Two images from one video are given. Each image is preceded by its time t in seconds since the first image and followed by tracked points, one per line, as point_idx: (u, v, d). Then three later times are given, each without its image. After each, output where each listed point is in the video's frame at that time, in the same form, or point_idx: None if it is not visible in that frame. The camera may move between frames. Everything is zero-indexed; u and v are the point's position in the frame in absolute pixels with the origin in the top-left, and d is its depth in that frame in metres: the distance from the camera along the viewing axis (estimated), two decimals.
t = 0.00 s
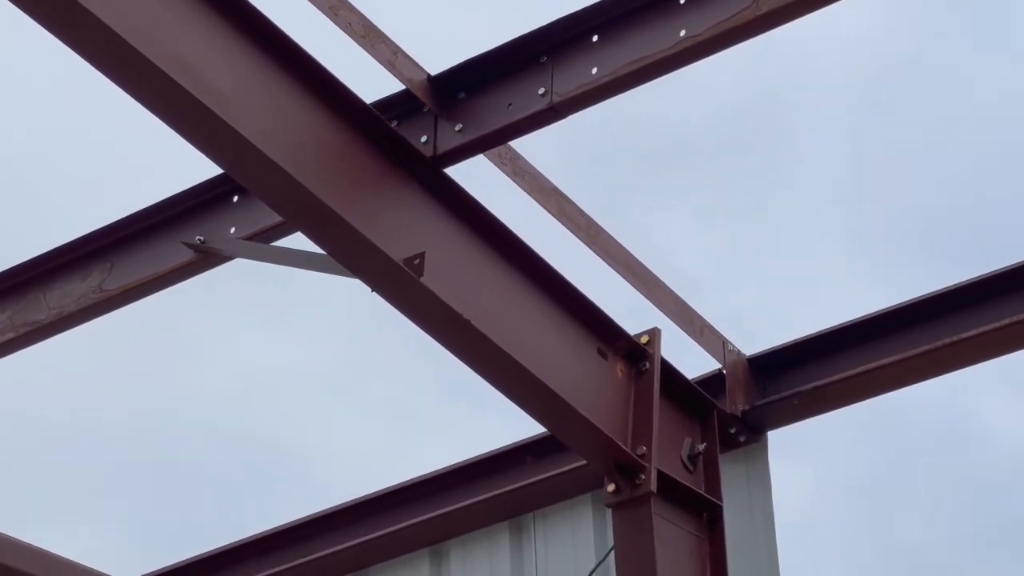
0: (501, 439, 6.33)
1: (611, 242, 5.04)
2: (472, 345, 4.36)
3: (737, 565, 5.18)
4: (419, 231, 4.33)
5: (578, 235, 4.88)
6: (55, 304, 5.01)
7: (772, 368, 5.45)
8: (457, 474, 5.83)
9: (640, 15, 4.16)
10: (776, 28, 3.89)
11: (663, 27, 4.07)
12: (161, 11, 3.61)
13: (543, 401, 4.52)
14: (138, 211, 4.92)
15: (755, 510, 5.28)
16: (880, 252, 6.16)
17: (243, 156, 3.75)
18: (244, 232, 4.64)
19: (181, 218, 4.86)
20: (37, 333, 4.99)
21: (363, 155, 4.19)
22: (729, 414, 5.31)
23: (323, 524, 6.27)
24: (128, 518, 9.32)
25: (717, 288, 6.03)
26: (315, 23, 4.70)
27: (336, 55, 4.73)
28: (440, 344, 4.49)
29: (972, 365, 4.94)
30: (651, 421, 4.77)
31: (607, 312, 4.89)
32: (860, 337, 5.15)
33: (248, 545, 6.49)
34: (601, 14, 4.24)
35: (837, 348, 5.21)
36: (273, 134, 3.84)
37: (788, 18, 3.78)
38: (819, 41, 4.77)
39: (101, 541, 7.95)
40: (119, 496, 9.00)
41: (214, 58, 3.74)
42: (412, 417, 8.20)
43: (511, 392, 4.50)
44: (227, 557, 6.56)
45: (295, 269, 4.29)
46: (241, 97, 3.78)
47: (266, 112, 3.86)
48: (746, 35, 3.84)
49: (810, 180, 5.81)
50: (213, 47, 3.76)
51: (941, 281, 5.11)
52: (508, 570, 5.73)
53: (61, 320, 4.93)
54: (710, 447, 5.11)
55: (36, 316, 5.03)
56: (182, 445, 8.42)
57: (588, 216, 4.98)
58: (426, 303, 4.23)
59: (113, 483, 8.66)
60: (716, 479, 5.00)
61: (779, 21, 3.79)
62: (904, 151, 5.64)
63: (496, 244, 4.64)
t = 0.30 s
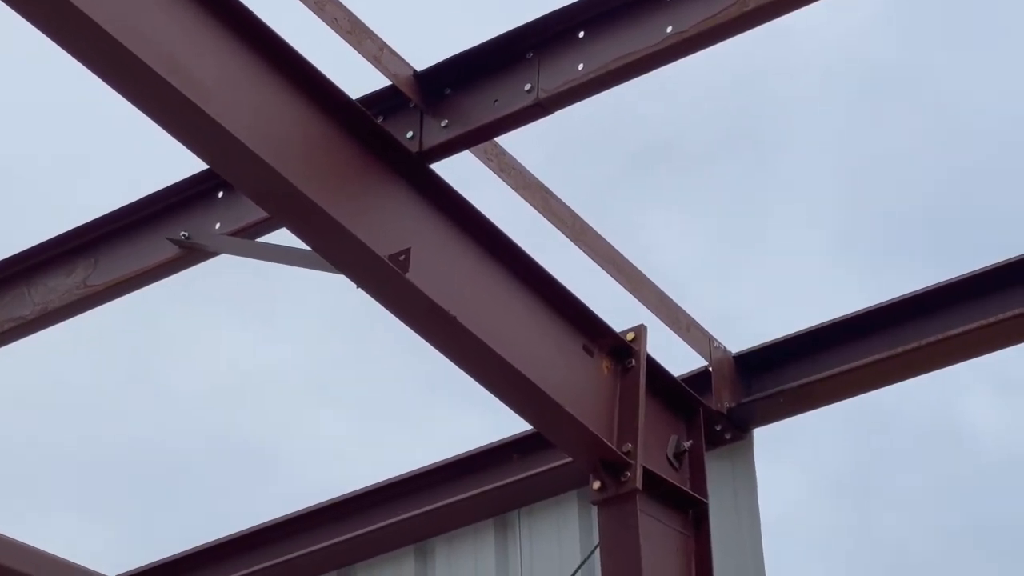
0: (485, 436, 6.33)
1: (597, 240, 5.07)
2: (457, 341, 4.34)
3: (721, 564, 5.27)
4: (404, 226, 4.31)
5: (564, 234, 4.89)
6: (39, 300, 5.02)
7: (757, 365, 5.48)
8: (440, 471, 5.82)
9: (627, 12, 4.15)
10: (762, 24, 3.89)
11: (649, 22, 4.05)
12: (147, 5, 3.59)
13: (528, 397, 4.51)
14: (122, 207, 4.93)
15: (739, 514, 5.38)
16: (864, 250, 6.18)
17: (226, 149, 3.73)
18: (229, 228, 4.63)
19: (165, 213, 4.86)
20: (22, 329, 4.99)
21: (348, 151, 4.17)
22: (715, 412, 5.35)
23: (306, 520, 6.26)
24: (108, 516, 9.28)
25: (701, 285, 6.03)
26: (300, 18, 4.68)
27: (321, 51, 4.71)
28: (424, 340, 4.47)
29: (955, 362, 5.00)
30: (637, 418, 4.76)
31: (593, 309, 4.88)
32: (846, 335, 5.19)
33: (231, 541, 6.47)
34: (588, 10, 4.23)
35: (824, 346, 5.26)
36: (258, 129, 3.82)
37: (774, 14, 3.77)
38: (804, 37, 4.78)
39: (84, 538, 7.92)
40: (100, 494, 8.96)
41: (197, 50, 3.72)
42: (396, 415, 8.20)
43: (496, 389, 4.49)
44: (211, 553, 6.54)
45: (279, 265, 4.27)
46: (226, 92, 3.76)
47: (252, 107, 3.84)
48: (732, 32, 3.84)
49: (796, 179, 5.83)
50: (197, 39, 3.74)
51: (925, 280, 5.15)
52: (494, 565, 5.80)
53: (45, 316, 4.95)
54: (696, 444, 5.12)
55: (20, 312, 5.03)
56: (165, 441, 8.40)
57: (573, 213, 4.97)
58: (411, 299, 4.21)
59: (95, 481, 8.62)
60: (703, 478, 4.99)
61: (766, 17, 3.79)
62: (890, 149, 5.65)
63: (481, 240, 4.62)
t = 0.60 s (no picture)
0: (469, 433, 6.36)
1: (583, 236, 5.12)
2: (443, 337, 4.34)
3: (707, 560, 5.33)
4: (390, 222, 4.31)
5: (549, 230, 4.97)
6: (23, 295, 5.09)
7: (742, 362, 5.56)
8: (425, 468, 5.83)
9: (612, 7, 4.14)
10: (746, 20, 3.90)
11: (635, 18, 4.05)
12: None
13: (515, 394, 4.51)
14: (106, 203, 5.00)
15: (725, 512, 5.41)
16: (847, 250, 6.22)
17: (210, 144, 3.72)
18: (214, 223, 4.70)
19: (150, 208, 4.94)
20: (7, 324, 5.07)
21: (334, 147, 4.16)
22: (701, 409, 5.41)
23: (292, 517, 6.26)
24: (88, 517, 9.25)
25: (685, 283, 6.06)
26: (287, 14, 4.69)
27: (308, 48, 4.73)
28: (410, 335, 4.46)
29: (935, 360, 5.10)
30: (622, 415, 4.77)
31: (579, 306, 4.88)
32: (830, 332, 5.27)
33: (217, 539, 6.47)
34: (574, 6, 4.23)
35: (808, 343, 5.33)
36: (244, 124, 3.81)
37: (762, 10, 3.78)
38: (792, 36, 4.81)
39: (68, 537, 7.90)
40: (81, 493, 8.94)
41: (179, 44, 3.70)
42: (382, 415, 8.23)
43: (482, 385, 4.49)
44: (197, 550, 6.54)
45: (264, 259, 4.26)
46: (211, 87, 3.75)
47: (238, 103, 3.83)
48: (715, 29, 3.85)
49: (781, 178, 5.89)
50: (179, 34, 3.72)
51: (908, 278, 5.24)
52: (480, 561, 5.79)
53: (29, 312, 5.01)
54: (681, 441, 5.17)
55: (5, 307, 5.11)
56: (148, 442, 8.39)
57: (560, 211, 5.05)
58: (397, 295, 4.21)
59: (77, 480, 8.60)
60: (687, 474, 5.05)
61: (750, 13, 3.79)
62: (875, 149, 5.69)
63: (468, 236, 4.61)
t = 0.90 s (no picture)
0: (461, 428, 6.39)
1: (572, 231, 5.16)
2: (433, 333, 4.33)
3: (698, 548, 5.34)
4: (380, 218, 4.30)
5: (539, 226, 4.99)
6: (12, 290, 5.11)
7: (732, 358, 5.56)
8: (418, 462, 5.88)
9: (601, 2, 4.13)
10: (735, 16, 3.89)
11: (623, 13, 4.03)
12: None
13: (504, 391, 4.51)
14: (95, 198, 5.00)
15: (717, 506, 5.42)
16: (836, 246, 6.25)
17: (200, 140, 3.70)
18: (203, 219, 4.70)
19: (139, 204, 4.94)
20: None
21: (325, 142, 4.15)
22: (690, 405, 5.44)
23: (286, 512, 6.30)
24: (85, 512, 9.30)
25: (676, 279, 6.09)
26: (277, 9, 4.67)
27: (298, 44, 4.73)
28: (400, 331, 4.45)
29: (921, 357, 5.14)
30: (612, 411, 4.78)
31: (570, 303, 4.87)
32: (819, 328, 5.29)
33: (212, 532, 6.51)
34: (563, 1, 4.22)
35: (797, 339, 5.35)
36: (234, 120, 3.79)
37: (751, 6, 3.78)
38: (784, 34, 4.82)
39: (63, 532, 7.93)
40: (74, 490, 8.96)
41: (169, 39, 3.68)
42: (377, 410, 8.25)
43: (472, 381, 4.49)
44: (192, 544, 6.58)
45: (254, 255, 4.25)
46: (201, 82, 3.74)
47: (228, 98, 3.81)
48: (704, 25, 3.85)
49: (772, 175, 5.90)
50: (169, 29, 3.70)
51: (898, 272, 5.25)
52: (470, 556, 5.79)
53: (18, 307, 5.03)
54: (671, 437, 5.19)
55: None
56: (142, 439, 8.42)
57: (549, 206, 5.07)
58: (386, 291, 4.20)
59: (71, 476, 8.63)
60: (676, 469, 5.08)
61: (739, 9, 3.79)
62: (865, 145, 5.72)
63: (457, 232, 4.61)
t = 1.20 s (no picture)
0: (454, 425, 6.40)
1: (565, 229, 5.18)
2: (425, 330, 4.34)
3: (690, 546, 5.37)
4: (373, 216, 4.30)
5: (533, 223, 5.01)
6: (5, 288, 5.11)
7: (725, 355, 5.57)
8: (411, 459, 5.90)
9: None
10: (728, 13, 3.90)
11: (618, 11, 4.04)
12: None
13: (497, 388, 4.52)
14: (88, 196, 5.01)
15: (712, 506, 5.44)
16: (834, 246, 6.29)
17: (193, 138, 3.71)
18: (196, 217, 4.71)
19: (132, 201, 4.95)
20: None
21: (317, 140, 4.15)
22: (682, 401, 5.46)
23: (277, 509, 6.31)
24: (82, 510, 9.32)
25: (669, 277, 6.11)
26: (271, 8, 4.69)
27: (292, 42, 4.74)
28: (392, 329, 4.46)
29: (914, 353, 5.16)
30: (604, 408, 4.79)
31: (562, 300, 4.89)
32: (811, 325, 5.31)
33: (205, 529, 6.53)
34: None
35: (788, 336, 5.37)
36: (228, 118, 3.80)
37: (744, 3, 3.78)
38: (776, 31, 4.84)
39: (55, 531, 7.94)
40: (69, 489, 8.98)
41: (162, 37, 3.68)
42: (372, 408, 8.26)
43: (465, 378, 4.49)
44: (185, 540, 6.60)
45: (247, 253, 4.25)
46: (195, 80, 3.74)
47: (221, 96, 3.81)
48: (696, 22, 3.85)
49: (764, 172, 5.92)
50: (164, 29, 3.70)
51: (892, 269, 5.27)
52: (464, 554, 5.80)
53: (11, 305, 5.04)
54: (663, 434, 5.22)
55: None
56: (137, 439, 8.44)
57: (543, 204, 5.09)
58: (378, 289, 4.20)
59: (66, 475, 8.65)
60: (669, 465, 5.11)
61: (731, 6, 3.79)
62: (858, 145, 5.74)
63: (450, 230, 4.61)
